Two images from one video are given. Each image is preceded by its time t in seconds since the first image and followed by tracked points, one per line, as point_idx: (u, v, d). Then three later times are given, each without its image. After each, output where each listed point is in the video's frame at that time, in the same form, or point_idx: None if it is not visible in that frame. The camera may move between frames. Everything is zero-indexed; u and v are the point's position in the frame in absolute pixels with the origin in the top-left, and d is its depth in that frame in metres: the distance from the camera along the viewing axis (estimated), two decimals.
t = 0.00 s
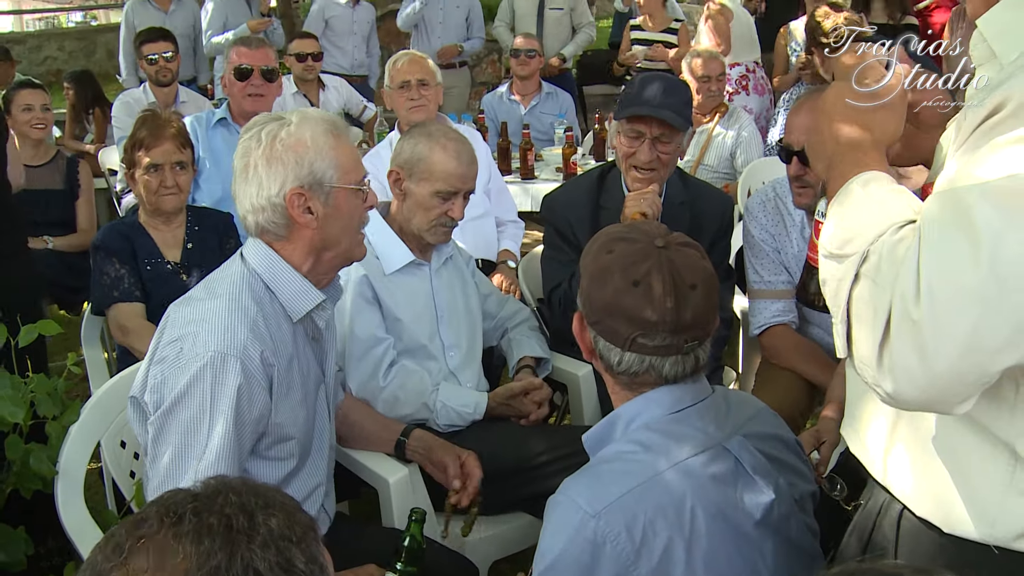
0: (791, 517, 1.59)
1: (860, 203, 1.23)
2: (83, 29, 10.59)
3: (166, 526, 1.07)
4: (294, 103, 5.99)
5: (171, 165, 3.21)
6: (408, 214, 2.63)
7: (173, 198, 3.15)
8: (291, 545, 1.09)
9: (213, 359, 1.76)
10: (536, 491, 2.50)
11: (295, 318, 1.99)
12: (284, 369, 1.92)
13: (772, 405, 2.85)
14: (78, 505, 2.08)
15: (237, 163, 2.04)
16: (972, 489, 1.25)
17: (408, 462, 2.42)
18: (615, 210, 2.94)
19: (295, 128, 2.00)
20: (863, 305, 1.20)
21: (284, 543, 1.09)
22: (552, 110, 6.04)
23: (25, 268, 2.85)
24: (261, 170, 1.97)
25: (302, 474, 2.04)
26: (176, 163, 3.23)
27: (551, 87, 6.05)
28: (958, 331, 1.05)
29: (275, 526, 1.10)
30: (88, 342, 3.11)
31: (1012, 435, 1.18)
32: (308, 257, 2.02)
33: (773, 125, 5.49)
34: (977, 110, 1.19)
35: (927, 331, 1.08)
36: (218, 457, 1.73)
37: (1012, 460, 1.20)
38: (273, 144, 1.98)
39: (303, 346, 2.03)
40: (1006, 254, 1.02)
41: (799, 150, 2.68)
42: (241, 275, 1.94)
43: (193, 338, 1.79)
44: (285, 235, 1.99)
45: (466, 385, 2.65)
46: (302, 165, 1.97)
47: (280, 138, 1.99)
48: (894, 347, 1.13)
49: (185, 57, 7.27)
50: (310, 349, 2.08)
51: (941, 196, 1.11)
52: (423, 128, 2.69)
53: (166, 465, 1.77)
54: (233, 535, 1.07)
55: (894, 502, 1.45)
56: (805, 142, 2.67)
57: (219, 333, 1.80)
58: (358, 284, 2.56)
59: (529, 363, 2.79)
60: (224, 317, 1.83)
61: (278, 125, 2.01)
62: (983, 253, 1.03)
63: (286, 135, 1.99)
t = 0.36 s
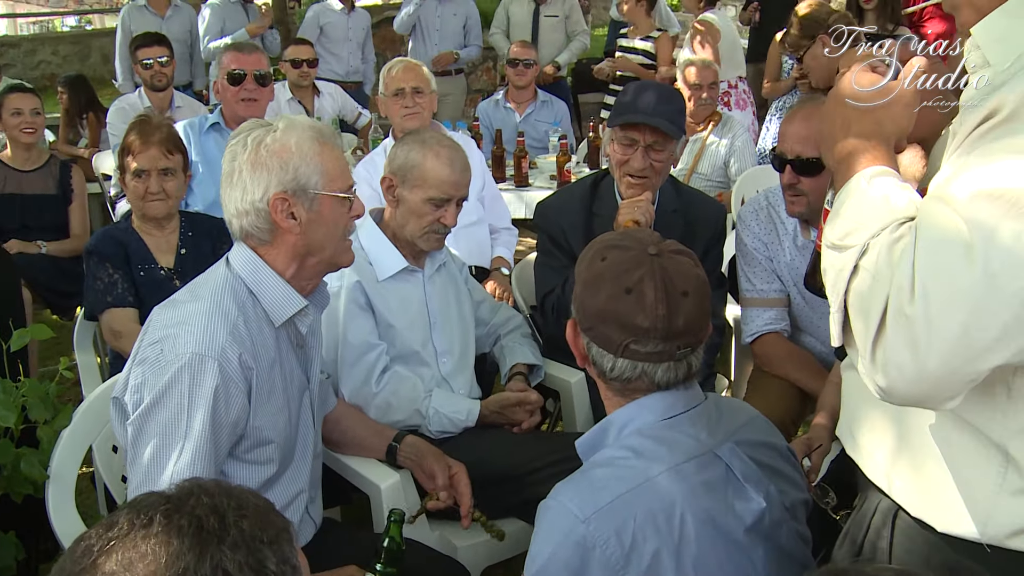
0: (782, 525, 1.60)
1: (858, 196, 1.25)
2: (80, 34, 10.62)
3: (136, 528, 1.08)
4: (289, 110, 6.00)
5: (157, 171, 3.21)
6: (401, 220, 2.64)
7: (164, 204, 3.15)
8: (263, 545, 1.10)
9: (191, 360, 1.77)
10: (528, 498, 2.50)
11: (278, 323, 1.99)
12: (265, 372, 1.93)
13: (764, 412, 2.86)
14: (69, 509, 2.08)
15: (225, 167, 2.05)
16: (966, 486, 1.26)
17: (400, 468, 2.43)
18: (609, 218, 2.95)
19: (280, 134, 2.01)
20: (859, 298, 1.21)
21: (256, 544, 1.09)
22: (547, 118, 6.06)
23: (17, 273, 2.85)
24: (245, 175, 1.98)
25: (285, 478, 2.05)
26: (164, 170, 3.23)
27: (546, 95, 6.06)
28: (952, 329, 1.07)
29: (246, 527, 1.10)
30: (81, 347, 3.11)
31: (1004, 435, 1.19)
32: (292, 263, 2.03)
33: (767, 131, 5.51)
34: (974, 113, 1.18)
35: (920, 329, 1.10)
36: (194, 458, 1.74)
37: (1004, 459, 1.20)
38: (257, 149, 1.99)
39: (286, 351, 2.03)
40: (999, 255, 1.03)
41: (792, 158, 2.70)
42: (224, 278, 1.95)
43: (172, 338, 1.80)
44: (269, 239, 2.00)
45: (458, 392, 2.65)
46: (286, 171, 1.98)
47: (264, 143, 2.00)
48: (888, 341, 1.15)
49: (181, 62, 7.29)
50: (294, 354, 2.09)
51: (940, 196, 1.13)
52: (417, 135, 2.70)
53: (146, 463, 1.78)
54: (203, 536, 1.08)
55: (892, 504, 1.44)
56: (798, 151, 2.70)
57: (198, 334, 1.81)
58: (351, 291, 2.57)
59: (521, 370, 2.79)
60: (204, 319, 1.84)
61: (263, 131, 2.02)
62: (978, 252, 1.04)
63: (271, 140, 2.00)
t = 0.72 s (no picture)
0: (781, 521, 1.60)
1: (869, 184, 1.25)
2: (76, 27, 10.57)
3: (132, 520, 1.08)
4: (286, 104, 5.99)
5: (151, 166, 3.20)
6: (397, 215, 2.64)
7: (160, 198, 3.15)
8: (259, 539, 1.10)
9: (187, 354, 1.77)
10: (526, 493, 2.50)
11: (273, 317, 1.99)
12: (260, 368, 1.92)
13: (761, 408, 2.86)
14: (66, 502, 2.08)
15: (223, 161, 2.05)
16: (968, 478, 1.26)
17: (397, 462, 2.43)
18: (606, 213, 2.95)
19: (278, 128, 2.01)
20: (868, 285, 1.22)
21: (252, 538, 1.10)
22: (545, 113, 6.05)
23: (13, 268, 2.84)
24: (242, 168, 1.98)
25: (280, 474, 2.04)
26: (159, 164, 3.22)
27: (544, 91, 6.05)
28: (959, 320, 1.07)
29: (243, 521, 1.11)
30: (77, 342, 3.10)
31: (1006, 427, 1.19)
32: (288, 257, 2.02)
33: (763, 126, 5.50)
34: (979, 106, 1.18)
35: (926, 320, 1.10)
36: (188, 452, 1.74)
37: (1006, 451, 1.21)
38: (255, 143, 1.99)
39: (281, 346, 2.03)
40: (1004, 246, 1.03)
41: (789, 155, 2.71)
42: (220, 272, 1.94)
43: (169, 332, 1.80)
44: (265, 233, 1.99)
45: (455, 386, 2.66)
46: (283, 165, 1.98)
47: (262, 137, 1.99)
48: (896, 330, 1.15)
49: (178, 56, 7.26)
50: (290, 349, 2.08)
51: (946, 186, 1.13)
52: (413, 129, 2.70)
53: (140, 457, 1.78)
54: (199, 528, 1.08)
55: (893, 497, 1.44)
56: (794, 147, 2.70)
57: (194, 328, 1.81)
58: (347, 285, 2.56)
59: (518, 365, 2.79)
60: (199, 313, 1.84)
61: (262, 125, 2.02)
62: (985, 243, 1.04)
63: (268, 135, 2.00)
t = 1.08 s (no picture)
0: (782, 521, 1.59)
1: (875, 167, 1.27)
2: (72, 20, 10.52)
3: (140, 515, 1.09)
4: (284, 99, 5.97)
5: (149, 160, 3.18)
6: (395, 211, 2.62)
7: (157, 192, 3.13)
8: (265, 537, 1.12)
9: (185, 350, 1.76)
10: (524, 490, 2.49)
11: (272, 314, 1.98)
12: (259, 364, 1.91)
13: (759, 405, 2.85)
14: (61, 499, 2.07)
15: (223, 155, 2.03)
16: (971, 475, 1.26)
17: (396, 458, 2.41)
18: (604, 209, 2.93)
19: (281, 123, 2.00)
20: (872, 275, 1.22)
21: (259, 535, 1.11)
22: (544, 109, 6.03)
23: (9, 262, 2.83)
24: (243, 163, 1.96)
25: (278, 472, 2.03)
26: (156, 159, 3.20)
27: (543, 86, 6.02)
28: (958, 312, 1.06)
29: (250, 518, 1.12)
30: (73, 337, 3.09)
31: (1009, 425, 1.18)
32: (287, 253, 2.01)
33: (762, 122, 5.48)
34: (987, 100, 1.16)
35: (925, 309, 1.10)
36: (185, 448, 1.74)
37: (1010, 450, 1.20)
38: (257, 138, 1.97)
39: (280, 342, 2.02)
40: (1006, 241, 1.02)
41: (789, 152, 2.70)
42: (219, 268, 1.93)
43: (167, 327, 1.79)
44: (265, 229, 1.98)
45: (453, 383, 2.65)
46: (285, 161, 1.96)
47: (264, 132, 1.98)
48: (897, 321, 1.16)
49: (175, 50, 7.24)
50: (290, 346, 2.07)
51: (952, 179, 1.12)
52: (411, 125, 2.68)
53: (137, 455, 1.77)
54: (207, 525, 1.09)
55: (896, 496, 1.44)
56: (794, 145, 2.69)
57: (192, 324, 1.80)
58: (345, 281, 2.55)
59: (515, 362, 2.77)
60: (198, 309, 1.83)
61: (264, 120, 2.00)
62: (987, 237, 1.04)
63: (270, 129, 1.98)
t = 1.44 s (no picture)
0: (773, 520, 1.59)
1: (871, 164, 1.29)
2: (59, 18, 10.43)
3: (129, 517, 1.09)
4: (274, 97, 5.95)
5: (138, 158, 3.16)
6: (385, 209, 2.61)
7: (145, 190, 3.12)
8: (255, 540, 1.11)
9: (174, 350, 1.75)
10: (515, 490, 2.49)
11: (262, 314, 1.97)
12: (249, 365, 1.90)
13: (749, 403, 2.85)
14: (48, 500, 2.05)
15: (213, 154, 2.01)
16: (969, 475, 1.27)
17: (385, 457, 2.41)
18: (593, 207, 2.92)
19: (272, 122, 1.98)
20: (870, 273, 1.23)
21: (249, 539, 1.11)
22: (535, 107, 6.02)
23: None
24: (234, 163, 1.94)
25: (267, 473, 2.02)
26: (145, 156, 3.18)
27: (534, 84, 6.02)
28: (955, 309, 1.07)
29: (240, 522, 1.12)
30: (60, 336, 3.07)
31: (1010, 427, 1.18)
32: (278, 253, 2.00)
33: (752, 119, 5.47)
34: (986, 100, 1.16)
35: (922, 305, 1.11)
36: (174, 449, 1.73)
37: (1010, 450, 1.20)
38: (248, 137, 1.96)
39: (271, 343, 2.01)
40: (1003, 239, 1.02)
41: (779, 151, 2.71)
42: (209, 268, 1.92)
43: (158, 327, 1.78)
44: (256, 229, 1.96)
45: (442, 382, 2.64)
46: (276, 161, 1.95)
47: (255, 131, 1.96)
48: (895, 319, 1.16)
49: (165, 47, 7.20)
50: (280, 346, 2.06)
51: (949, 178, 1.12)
52: (401, 123, 2.67)
53: (125, 456, 1.75)
54: (197, 527, 1.08)
55: (894, 496, 1.45)
56: (783, 143, 2.70)
57: (182, 324, 1.78)
58: (334, 280, 2.54)
59: (504, 361, 2.77)
60: (189, 309, 1.82)
61: (254, 119, 1.98)
62: (984, 234, 1.04)
63: (262, 129, 1.97)
